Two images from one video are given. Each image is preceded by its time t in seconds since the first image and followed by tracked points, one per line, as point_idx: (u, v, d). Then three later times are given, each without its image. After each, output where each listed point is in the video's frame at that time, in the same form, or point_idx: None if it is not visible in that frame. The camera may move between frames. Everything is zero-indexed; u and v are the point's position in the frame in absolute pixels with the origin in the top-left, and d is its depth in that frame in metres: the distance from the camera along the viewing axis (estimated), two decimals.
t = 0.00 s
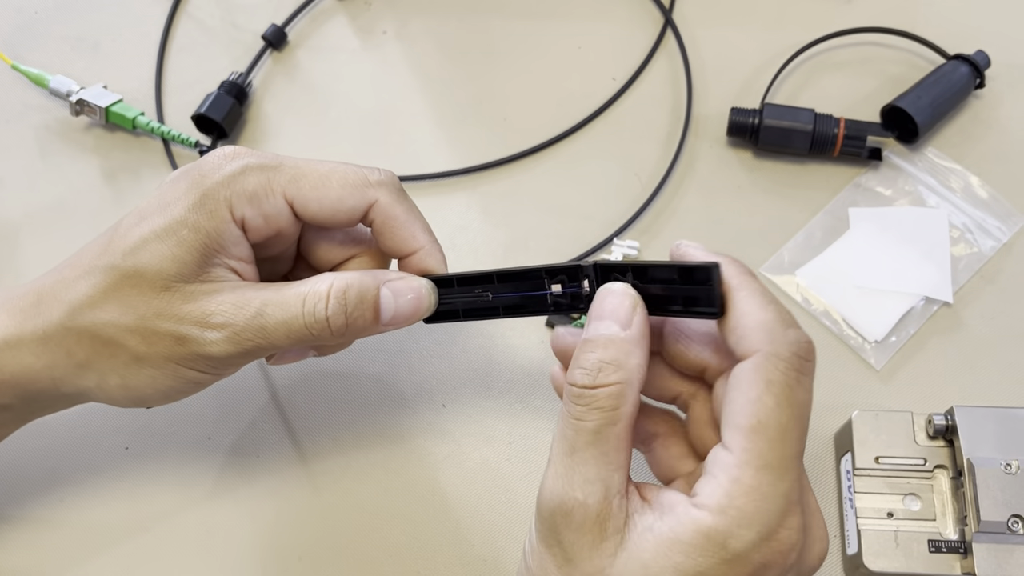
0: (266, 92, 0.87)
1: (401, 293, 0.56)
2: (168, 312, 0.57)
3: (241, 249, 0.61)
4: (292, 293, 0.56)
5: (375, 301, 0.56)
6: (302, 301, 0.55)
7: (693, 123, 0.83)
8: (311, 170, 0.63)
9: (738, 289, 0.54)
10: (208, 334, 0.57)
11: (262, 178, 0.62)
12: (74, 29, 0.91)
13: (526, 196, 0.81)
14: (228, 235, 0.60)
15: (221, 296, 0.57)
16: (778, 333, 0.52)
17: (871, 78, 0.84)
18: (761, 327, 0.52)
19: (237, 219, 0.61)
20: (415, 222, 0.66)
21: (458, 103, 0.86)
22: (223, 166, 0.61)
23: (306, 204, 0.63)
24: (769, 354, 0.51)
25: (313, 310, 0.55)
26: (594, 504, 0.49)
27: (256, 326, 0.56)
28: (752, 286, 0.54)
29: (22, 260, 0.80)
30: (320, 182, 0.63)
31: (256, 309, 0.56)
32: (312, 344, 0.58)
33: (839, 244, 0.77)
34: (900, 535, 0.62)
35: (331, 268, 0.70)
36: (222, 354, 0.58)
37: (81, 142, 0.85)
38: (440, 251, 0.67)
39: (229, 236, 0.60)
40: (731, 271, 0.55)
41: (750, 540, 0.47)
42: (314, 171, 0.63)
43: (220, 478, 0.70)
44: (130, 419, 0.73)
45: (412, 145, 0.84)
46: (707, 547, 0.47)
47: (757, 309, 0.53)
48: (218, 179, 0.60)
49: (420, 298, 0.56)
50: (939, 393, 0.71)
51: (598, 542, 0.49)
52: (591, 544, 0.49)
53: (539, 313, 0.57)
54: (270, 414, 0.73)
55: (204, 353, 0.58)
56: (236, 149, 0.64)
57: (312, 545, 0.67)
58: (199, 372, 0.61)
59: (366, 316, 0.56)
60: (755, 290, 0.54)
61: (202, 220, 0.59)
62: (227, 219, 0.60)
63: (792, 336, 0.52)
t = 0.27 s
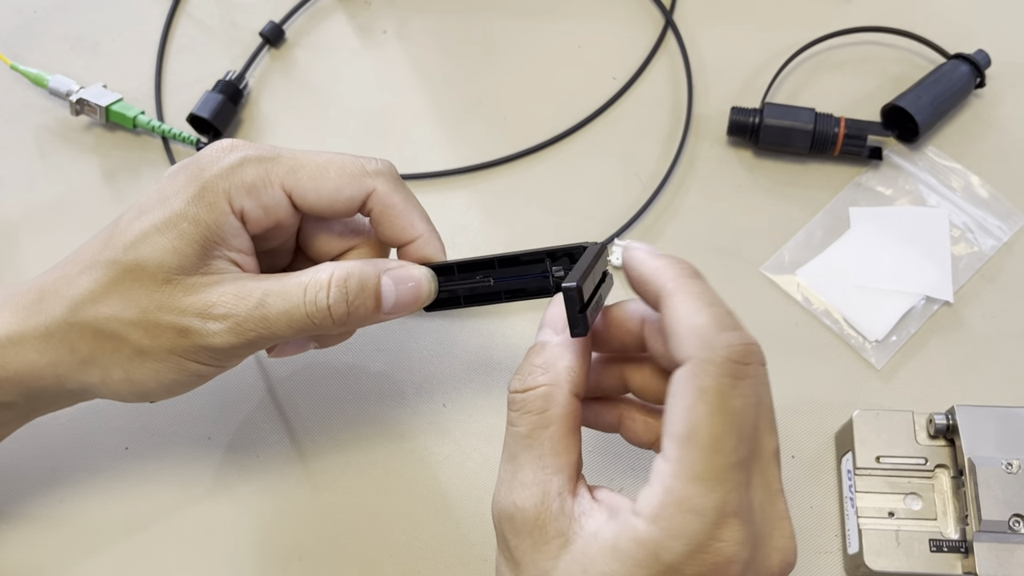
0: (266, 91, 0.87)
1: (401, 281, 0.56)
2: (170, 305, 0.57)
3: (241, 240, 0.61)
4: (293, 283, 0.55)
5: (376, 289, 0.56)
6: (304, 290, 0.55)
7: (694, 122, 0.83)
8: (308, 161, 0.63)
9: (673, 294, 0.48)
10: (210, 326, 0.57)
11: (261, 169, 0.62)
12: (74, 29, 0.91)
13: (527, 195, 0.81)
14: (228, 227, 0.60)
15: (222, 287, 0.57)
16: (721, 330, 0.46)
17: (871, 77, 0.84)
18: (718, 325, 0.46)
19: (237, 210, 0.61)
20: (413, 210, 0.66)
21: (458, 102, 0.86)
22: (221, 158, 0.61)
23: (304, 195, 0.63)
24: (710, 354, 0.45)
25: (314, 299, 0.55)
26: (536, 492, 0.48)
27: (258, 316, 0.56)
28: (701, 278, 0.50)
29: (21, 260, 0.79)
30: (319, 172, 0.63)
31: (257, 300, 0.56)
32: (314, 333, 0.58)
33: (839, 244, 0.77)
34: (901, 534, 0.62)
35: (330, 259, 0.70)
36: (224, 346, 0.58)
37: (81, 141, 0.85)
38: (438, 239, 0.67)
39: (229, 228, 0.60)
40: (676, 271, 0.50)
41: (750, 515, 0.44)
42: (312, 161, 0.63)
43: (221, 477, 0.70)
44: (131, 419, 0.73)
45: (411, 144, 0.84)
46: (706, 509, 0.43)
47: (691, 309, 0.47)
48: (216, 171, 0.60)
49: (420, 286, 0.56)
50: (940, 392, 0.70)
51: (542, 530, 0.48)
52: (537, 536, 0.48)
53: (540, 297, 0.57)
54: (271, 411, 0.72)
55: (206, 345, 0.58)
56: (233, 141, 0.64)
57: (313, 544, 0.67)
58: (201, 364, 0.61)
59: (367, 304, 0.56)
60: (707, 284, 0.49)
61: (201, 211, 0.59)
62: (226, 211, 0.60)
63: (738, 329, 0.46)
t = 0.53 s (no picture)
0: (263, 92, 0.87)
1: (397, 289, 0.55)
2: (165, 307, 0.57)
3: (238, 245, 0.61)
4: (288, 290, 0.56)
5: (372, 296, 0.56)
6: (300, 296, 0.55)
7: (689, 124, 0.83)
8: (309, 168, 0.64)
9: (596, 349, 0.46)
10: (205, 329, 0.57)
11: (261, 175, 0.62)
12: (71, 30, 0.91)
13: (523, 196, 0.81)
14: (226, 232, 0.60)
15: (218, 291, 0.57)
16: (643, 396, 0.46)
17: (867, 79, 0.84)
18: (639, 387, 0.46)
19: (235, 215, 0.61)
20: (411, 220, 0.66)
21: (455, 103, 0.86)
22: (221, 163, 0.62)
23: (303, 202, 0.63)
24: (630, 415, 0.46)
25: (310, 305, 0.55)
26: (651, 514, 0.46)
27: (253, 320, 0.56)
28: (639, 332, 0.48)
29: (18, 261, 0.79)
30: (318, 180, 0.63)
31: (253, 305, 0.56)
32: (309, 340, 0.59)
33: (835, 245, 0.77)
34: (895, 535, 0.62)
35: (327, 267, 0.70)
36: (218, 349, 0.58)
37: (78, 143, 0.85)
38: (436, 250, 0.67)
39: (226, 233, 0.60)
40: (612, 315, 0.47)
41: (769, 469, 0.56)
42: (312, 169, 0.64)
43: (218, 477, 0.70)
44: (128, 419, 0.73)
45: (408, 145, 0.84)
46: (747, 493, 0.53)
47: (621, 367, 0.46)
48: (216, 176, 0.61)
49: (415, 295, 0.55)
50: (934, 393, 0.71)
51: (665, 550, 0.47)
52: (680, 548, 0.48)
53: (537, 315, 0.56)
54: (269, 411, 0.73)
55: (200, 348, 0.58)
56: (234, 146, 0.64)
57: (310, 545, 0.67)
58: (194, 367, 0.61)
59: (362, 312, 0.56)
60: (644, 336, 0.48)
61: (200, 215, 0.59)
62: (225, 216, 0.60)
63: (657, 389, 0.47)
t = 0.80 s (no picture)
0: (254, 93, 0.87)
1: (385, 292, 0.56)
2: (153, 308, 0.57)
3: (226, 247, 0.61)
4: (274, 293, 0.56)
5: (359, 299, 0.56)
6: (286, 299, 0.55)
7: (679, 125, 0.83)
8: (297, 171, 0.64)
9: (520, 355, 0.48)
10: (192, 330, 0.57)
11: (249, 177, 0.62)
12: (64, 31, 0.91)
13: (513, 197, 0.81)
14: (214, 234, 0.60)
15: (205, 293, 0.57)
16: (566, 393, 0.48)
17: (856, 80, 0.85)
18: (561, 386, 0.48)
19: (223, 217, 0.61)
20: (399, 223, 0.66)
21: (446, 104, 0.86)
22: (210, 165, 0.62)
23: (291, 205, 0.64)
24: (553, 413, 0.48)
25: (296, 308, 0.55)
26: (589, 505, 0.48)
27: (240, 322, 0.56)
28: (565, 332, 0.50)
29: (10, 261, 0.79)
30: (306, 182, 0.63)
31: (240, 307, 0.56)
32: (296, 342, 0.59)
33: (824, 245, 0.77)
34: (881, 534, 0.63)
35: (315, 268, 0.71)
36: (205, 350, 0.58)
37: (70, 143, 0.85)
38: (425, 253, 0.67)
39: (214, 234, 0.60)
40: (533, 319, 0.49)
41: (752, 478, 0.56)
42: (301, 171, 0.64)
43: (208, 477, 0.70)
44: (118, 419, 0.73)
45: (399, 146, 0.85)
46: (719, 497, 0.53)
47: (541, 369, 0.48)
48: (204, 177, 0.61)
49: (403, 298, 0.56)
50: (921, 393, 0.71)
51: (605, 539, 0.48)
52: (625, 538, 0.49)
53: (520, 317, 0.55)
54: (259, 412, 0.73)
55: (187, 350, 0.58)
56: (222, 148, 0.64)
57: (299, 544, 0.67)
58: (182, 368, 0.61)
59: (349, 314, 0.56)
60: (572, 337, 0.50)
61: (187, 217, 0.59)
62: (213, 218, 0.60)
63: (582, 384, 0.48)
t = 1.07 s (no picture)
0: (249, 90, 0.87)
1: (378, 291, 0.56)
2: (145, 306, 0.57)
3: (219, 245, 0.61)
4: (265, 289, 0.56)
5: (352, 297, 0.56)
6: (278, 296, 0.55)
7: (673, 122, 0.83)
8: (290, 169, 0.64)
9: (474, 355, 0.49)
10: (184, 328, 0.57)
11: (242, 175, 0.62)
12: (58, 28, 0.91)
13: (507, 194, 0.81)
14: (206, 232, 0.60)
15: (197, 290, 0.57)
16: (519, 388, 0.48)
17: (850, 77, 0.85)
18: (513, 381, 0.48)
19: (215, 215, 0.61)
20: (393, 221, 0.66)
21: (440, 102, 0.86)
22: (202, 163, 0.62)
23: (284, 202, 0.63)
24: (508, 410, 0.48)
25: (288, 305, 0.55)
26: (550, 498, 0.48)
27: (231, 320, 0.56)
28: (515, 331, 0.51)
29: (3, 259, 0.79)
30: (299, 180, 0.63)
31: (231, 304, 0.56)
32: (288, 339, 0.59)
33: (817, 242, 0.77)
34: (874, 531, 0.63)
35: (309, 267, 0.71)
36: (197, 348, 0.58)
37: (64, 141, 0.85)
38: (419, 252, 0.67)
39: (206, 232, 0.60)
40: (482, 321, 0.50)
41: (715, 463, 0.55)
42: (293, 169, 0.64)
43: (201, 474, 0.70)
44: (112, 416, 0.73)
45: (394, 144, 0.85)
46: (681, 479, 0.53)
47: (494, 369, 0.48)
48: (197, 175, 0.61)
49: (397, 297, 0.56)
50: (914, 390, 0.71)
51: (569, 530, 0.48)
52: (590, 529, 0.49)
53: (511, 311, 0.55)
54: (253, 409, 0.73)
55: (178, 347, 0.58)
56: (215, 146, 0.64)
57: (292, 542, 0.67)
58: (173, 366, 0.61)
59: (341, 313, 0.56)
60: (520, 334, 0.51)
61: (180, 215, 0.59)
62: (205, 215, 0.60)
63: (535, 378, 0.49)
